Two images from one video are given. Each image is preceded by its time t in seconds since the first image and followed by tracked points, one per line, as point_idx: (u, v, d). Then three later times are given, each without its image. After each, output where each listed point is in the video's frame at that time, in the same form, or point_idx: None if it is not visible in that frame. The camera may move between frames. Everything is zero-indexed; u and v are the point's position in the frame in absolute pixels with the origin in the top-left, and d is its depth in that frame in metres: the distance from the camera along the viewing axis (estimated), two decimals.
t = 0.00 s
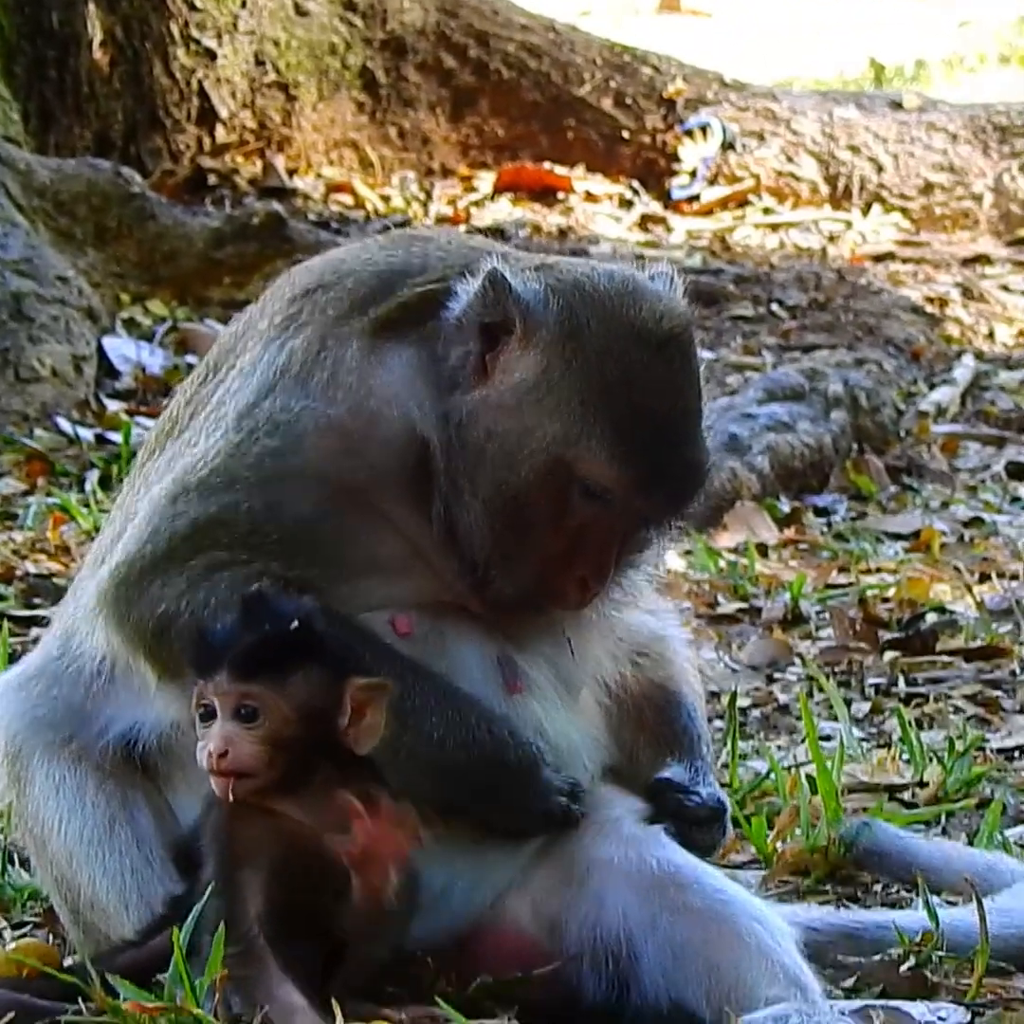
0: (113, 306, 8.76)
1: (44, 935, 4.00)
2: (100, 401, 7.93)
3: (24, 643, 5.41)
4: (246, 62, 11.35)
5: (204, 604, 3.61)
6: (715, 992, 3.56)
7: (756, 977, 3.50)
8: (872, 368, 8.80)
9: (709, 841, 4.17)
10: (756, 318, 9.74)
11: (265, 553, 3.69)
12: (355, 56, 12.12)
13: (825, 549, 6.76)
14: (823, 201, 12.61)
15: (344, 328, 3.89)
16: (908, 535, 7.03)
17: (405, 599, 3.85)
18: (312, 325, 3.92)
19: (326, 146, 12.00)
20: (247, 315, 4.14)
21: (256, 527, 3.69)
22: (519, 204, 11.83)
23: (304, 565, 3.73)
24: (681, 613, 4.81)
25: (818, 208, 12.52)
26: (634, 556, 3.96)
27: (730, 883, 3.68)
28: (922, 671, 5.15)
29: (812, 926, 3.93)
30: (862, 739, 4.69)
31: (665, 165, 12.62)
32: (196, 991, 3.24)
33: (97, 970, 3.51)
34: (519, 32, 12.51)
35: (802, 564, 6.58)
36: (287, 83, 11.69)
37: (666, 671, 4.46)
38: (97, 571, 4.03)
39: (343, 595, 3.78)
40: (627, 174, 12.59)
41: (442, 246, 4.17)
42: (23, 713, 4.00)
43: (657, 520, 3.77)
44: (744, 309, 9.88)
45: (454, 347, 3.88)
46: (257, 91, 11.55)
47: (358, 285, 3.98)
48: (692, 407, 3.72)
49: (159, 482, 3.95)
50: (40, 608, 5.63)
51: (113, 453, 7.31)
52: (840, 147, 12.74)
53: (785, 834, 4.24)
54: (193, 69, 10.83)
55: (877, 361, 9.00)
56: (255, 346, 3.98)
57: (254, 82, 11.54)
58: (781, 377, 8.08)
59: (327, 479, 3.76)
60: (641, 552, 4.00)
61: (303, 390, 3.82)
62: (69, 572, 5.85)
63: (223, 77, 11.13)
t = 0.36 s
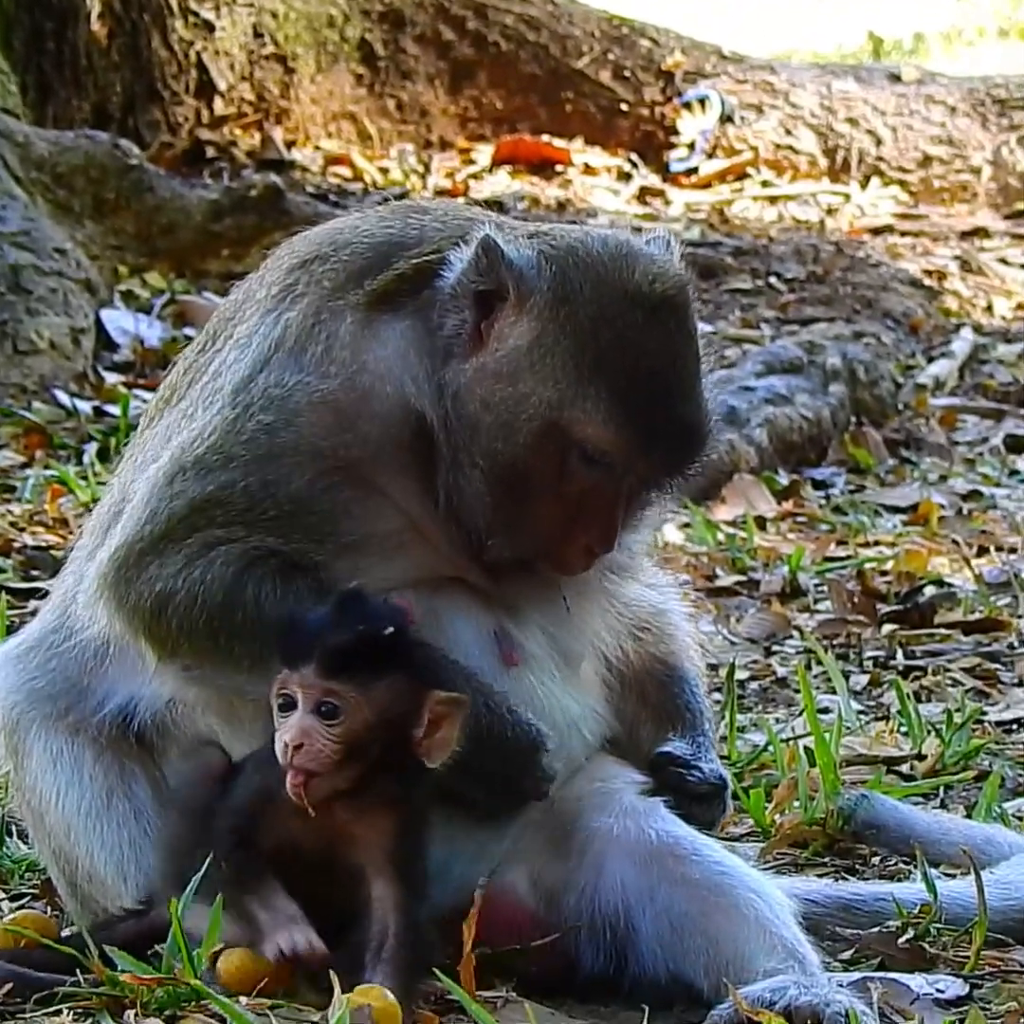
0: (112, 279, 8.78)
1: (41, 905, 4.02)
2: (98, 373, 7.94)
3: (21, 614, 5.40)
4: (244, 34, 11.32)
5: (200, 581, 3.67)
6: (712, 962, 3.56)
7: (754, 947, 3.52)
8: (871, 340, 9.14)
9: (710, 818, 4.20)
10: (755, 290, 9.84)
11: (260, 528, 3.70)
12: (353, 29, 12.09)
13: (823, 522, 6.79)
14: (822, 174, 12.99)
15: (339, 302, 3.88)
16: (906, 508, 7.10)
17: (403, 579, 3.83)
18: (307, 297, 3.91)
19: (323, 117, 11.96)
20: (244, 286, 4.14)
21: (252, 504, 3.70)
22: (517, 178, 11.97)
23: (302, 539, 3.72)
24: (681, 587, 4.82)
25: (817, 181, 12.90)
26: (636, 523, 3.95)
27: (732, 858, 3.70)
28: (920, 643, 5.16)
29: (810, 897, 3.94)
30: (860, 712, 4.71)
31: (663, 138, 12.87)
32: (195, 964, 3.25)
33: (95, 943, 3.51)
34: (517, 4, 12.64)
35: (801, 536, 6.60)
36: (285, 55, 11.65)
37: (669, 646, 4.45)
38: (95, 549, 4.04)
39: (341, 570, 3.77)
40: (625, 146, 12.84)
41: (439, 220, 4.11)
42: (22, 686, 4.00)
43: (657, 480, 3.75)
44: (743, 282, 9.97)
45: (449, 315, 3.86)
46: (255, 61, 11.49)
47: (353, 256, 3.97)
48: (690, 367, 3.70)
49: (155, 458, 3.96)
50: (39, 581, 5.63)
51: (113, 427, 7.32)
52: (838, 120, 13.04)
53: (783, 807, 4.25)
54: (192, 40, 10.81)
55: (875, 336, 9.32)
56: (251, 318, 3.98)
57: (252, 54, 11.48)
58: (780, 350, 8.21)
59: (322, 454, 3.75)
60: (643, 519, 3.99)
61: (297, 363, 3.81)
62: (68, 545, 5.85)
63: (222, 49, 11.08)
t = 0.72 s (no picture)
0: (110, 259, 8.90)
1: (36, 884, 4.02)
2: (96, 353, 7.97)
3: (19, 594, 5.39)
4: (240, 15, 11.44)
5: (201, 561, 3.63)
6: (710, 940, 3.57)
7: (751, 925, 3.52)
8: (868, 319, 9.20)
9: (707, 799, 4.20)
10: (752, 270, 9.94)
11: (261, 508, 3.67)
12: (350, 8, 12.50)
13: (820, 500, 6.85)
14: (819, 152, 13.65)
15: (343, 283, 3.85)
16: (903, 486, 7.16)
17: (397, 562, 3.83)
18: (312, 277, 3.88)
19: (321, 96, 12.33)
20: (248, 264, 4.11)
21: (254, 485, 3.68)
22: (513, 155, 12.46)
23: (303, 520, 3.70)
24: (679, 565, 4.83)
25: (814, 159, 13.55)
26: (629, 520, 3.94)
27: (728, 838, 3.71)
28: (918, 622, 5.18)
29: (808, 877, 3.93)
30: (858, 690, 4.71)
31: (660, 118, 13.60)
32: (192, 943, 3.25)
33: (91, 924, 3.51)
34: None
35: (798, 515, 6.62)
36: (283, 34, 11.88)
37: (667, 626, 4.46)
38: (93, 530, 4.02)
39: (341, 552, 3.76)
40: (623, 125, 13.56)
41: (446, 200, 4.10)
42: (19, 666, 4.01)
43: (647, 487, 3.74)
44: (740, 261, 10.07)
45: (451, 297, 3.85)
46: (252, 41, 11.68)
47: (357, 238, 3.93)
48: (689, 376, 3.66)
49: (155, 436, 3.94)
50: (35, 561, 5.61)
51: (109, 405, 7.34)
52: (836, 99, 13.79)
53: (781, 785, 4.26)
54: (189, 20, 10.82)
55: (873, 313, 9.38)
56: (253, 298, 3.96)
57: (249, 34, 11.67)
58: (777, 329, 8.38)
59: (322, 435, 3.72)
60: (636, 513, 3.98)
61: (299, 344, 3.78)
62: (65, 525, 5.86)
63: (218, 29, 11.16)
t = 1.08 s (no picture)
0: (104, 245, 8.97)
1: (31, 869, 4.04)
2: (90, 339, 8.01)
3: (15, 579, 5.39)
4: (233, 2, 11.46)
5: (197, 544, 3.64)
6: (705, 925, 3.57)
7: (746, 909, 3.53)
8: (864, 304, 9.23)
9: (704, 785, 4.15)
10: (747, 254, 9.96)
11: (257, 491, 3.69)
12: None
13: (815, 485, 6.86)
14: (814, 137, 13.78)
15: (340, 268, 3.84)
16: (898, 471, 7.18)
17: (395, 546, 3.83)
18: (308, 262, 3.88)
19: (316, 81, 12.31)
20: (245, 248, 4.11)
21: (251, 469, 3.69)
22: (508, 141, 12.46)
23: (301, 506, 3.72)
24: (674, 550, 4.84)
25: (809, 145, 13.67)
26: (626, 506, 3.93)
27: (722, 822, 3.70)
28: (913, 606, 5.19)
29: (803, 861, 3.94)
30: (853, 674, 4.73)
31: (654, 102, 13.62)
32: (186, 926, 3.29)
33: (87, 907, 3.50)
34: None
35: (793, 500, 6.63)
36: (277, 20, 11.92)
37: (665, 610, 4.46)
38: (91, 514, 4.01)
39: (339, 537, 3.77)
40: (617, 111, 13.59)
41: (443, 187, 4.09)
42: (17, 653, 4.00)
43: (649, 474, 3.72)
44: (736, 246, 10.10)
45: (448, 289, 3.83)
46: (247, 27, 11.76)
47: (354, 223, 3.92)
48: (689, 362, 3.65)
49: (152, 420, 3.94)
50: (31, 547, 5.61)
51: (104, 390, 7.36)
52: (830, 83, 13.85)
53: (776, 770, 4.27)
54: (183, 6, 10.78)
55: (867, 297, 9.41)
56: (250, 282, 3.96)
57: (243, 20, 11.73)
58: (772, 314, 8.42)
59: (320, 421, 3.72)
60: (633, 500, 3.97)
61: (296, 328, 3.78)
62: (60, 511, 5.86)
63: (213, 14, 11.21)
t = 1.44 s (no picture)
0: (98, 231, 8.99)
1: (27, 856, 4.02)
2: (85, 324, 8.05)
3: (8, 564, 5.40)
4: None
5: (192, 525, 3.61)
6: (699, 910, 3.55)
7: (740, 895, 3.51)
8: (858, 289, 9.25)
9: (699, 766, 4.11)
10: (741, 239, 9.99)
11: (254, 472, 3.66)
12: None
13: (810, 471, 6.87)
14: (809, 121, 13.95)
15: (338, 251, 3.84)
16: (893, 456, 7.20)
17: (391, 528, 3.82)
18: (306, 245, 3.87)
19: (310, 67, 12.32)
20: (239, 233, 4.11)
21: (250, 449, 3.67)
22: (502, 126, 12.46)
23: (300, 487, 3.70)
24: (669, 538, 4.84)
25: (803, 129, 13.83)
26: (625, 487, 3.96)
27: (714, 805, 3.69)
28: (907, 592, 5.20)
29: (797, 846, 3.94)
30: (847, 659, 4.74)
31: (648, 88, 13.73)
32: (181, 913, 3.24)
33: (83, 894, 3.48)
34: None
35: (788, 486, 6.65)
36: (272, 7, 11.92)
37: (665, 602, 4.46)
38: (85, 494, 4.00)
39: (337, 519, 3.75)
40: (611, 96, 13.64)
41: (439, 171, 4.08)
42: (12, 641, 3.99)
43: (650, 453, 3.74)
44: (730, 231, 10.13)
45: (448, 273, 3.84)
46: (240, 13, 11.70)
47: (350, 207, 3.92)
48: (689, 342, 3.67)
49: (147, 400, 3.92)
50: (25, 533, 5.62)
51: (98, 376, 7.40)
52: (824, 70, 14.06)
53: (771, 755, 4.27)
54: None
55: (861, 283, 9.44)
56: (246, 264, 3.94)
57: (237, 5, 11.68)
58: (767, 299, 8.44)
59: (318, 403, 3.72)
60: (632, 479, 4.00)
61: (295, 309, 3.77)
62: (55, 497, 5.87)
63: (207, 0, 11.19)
